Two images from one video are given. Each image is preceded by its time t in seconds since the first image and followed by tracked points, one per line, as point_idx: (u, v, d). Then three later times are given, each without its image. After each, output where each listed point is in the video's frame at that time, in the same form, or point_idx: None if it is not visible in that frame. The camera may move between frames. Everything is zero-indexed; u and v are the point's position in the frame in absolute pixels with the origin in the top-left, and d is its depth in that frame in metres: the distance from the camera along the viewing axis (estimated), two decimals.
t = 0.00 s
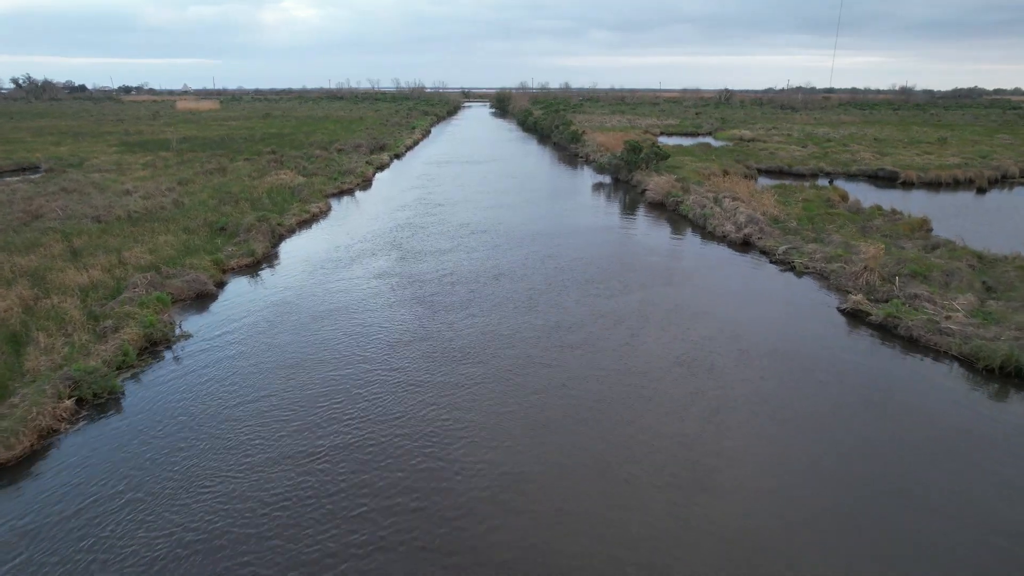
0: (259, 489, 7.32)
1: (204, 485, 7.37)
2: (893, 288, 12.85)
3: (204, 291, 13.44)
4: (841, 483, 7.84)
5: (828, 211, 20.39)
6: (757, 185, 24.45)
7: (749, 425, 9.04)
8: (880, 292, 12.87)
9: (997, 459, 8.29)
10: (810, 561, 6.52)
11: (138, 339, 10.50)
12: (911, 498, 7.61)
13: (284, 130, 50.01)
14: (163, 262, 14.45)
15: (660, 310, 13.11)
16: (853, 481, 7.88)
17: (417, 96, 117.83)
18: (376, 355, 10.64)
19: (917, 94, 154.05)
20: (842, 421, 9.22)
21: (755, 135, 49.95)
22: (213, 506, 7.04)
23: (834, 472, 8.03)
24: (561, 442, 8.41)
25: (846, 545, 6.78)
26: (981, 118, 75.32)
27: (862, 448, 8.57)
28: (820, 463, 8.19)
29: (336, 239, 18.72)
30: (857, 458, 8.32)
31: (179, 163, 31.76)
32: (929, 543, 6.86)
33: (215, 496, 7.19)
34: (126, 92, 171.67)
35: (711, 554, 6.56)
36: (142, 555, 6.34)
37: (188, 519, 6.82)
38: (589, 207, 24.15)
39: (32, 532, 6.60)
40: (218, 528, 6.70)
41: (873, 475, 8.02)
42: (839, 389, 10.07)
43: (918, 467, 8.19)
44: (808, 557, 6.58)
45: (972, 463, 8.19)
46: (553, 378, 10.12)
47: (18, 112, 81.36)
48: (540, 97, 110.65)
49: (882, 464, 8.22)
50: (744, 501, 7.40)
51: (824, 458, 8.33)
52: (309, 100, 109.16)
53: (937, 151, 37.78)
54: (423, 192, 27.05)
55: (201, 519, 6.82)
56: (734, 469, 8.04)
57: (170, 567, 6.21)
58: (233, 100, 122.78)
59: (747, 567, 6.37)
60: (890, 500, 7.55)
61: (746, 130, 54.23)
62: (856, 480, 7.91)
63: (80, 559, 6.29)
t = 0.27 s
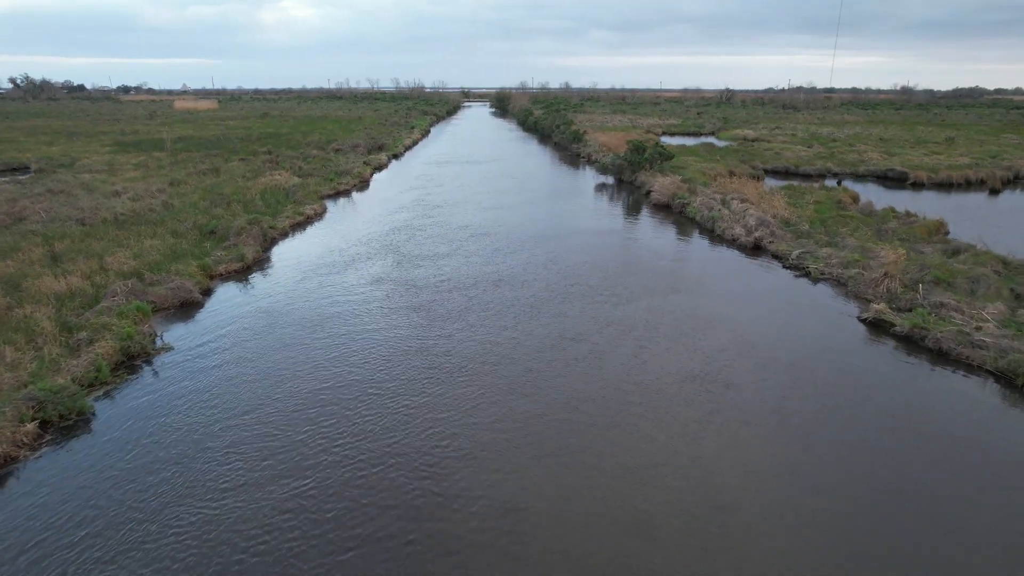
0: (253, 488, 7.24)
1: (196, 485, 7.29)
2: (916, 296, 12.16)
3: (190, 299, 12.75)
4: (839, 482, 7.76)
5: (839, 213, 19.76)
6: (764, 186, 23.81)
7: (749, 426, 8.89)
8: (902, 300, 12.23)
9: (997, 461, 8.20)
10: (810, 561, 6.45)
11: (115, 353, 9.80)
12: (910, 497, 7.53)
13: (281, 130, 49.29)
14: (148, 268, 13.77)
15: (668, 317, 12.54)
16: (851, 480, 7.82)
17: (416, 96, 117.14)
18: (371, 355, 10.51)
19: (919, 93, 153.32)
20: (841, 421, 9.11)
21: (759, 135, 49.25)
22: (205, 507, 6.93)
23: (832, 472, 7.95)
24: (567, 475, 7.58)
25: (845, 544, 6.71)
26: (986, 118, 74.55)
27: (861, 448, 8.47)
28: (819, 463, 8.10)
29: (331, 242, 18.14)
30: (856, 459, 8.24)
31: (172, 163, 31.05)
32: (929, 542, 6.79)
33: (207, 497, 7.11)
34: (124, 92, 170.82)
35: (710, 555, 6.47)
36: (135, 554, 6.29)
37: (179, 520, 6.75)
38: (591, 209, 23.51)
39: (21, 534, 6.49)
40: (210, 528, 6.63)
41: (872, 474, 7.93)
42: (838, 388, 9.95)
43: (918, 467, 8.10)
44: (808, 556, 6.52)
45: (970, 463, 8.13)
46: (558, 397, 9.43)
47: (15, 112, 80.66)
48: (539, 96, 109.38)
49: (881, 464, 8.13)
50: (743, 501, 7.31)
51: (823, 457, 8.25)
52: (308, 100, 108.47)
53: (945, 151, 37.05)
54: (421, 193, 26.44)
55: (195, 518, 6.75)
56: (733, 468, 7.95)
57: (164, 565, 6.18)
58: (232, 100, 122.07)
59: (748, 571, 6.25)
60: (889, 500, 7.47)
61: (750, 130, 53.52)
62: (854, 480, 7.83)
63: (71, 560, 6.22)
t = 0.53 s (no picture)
0: (246, 489, 7.15)
1: (186, 489, 7.15)
2: (942, 305, 11.46)
3: (173, 308, 12.05)
4: (839, 482, 7.67)
5: (851, 215, 19.12)
6: (773, 187, 23.13)
7: (748, 427, 8.73)
8: (927, 309, 11.55)
9: (996, 460, 8.12)
10: (810, 561, 6.36)
11: (86, 370, 9.12)
12: (909, 497, 7.44)
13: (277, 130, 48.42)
14: (130, 275, 13.08)
15: (677, 326, 11.93)
16: (851, 480, 7.72)
17: (415, 95, 116.18)
18: (364, 355, 10.35)
19: (921, 93, 152.62)
20: (840, 421, 8.99)
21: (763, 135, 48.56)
22: (197, 509, 6.82)
23: (832, 472, 7.85)
24: (578, 508, 6.92)
25: (846, 545, 6.62)
26: (989, 117, 73.87)
27: (860, 448, 8.35)
28: (818, 464, 7.99)
29: (325, 245, 17.49)
30: (856, 459, 8.13)
31: (164, 163, 30.26)
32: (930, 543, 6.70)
33: (197, 500, 6.97)
34: (122, 91, 169.71)
35: (712, 560, 6.32)
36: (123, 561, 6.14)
37: (170, 524, 6.62)
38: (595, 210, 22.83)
39: (3, 543, 6.29)
40: (198, 534, 6.47)
41: (872, 475, 7.83)
42: (837, 388, 9.81)
43: (917, 467, 8.01)
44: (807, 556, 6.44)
45: (969, 463, 8.04)
46: (564, 416, 8.79)
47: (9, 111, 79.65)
48: (540, 96, 109.46)
49: (881, 464, 8.03)
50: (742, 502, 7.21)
51: (822, 457, 8.13)
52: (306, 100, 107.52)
53: (954, 151, 36.32)
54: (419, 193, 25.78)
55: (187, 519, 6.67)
56: (732, 469, 7.82)
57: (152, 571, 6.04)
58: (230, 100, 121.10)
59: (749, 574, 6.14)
60: (889, 500, 7.38)
61: (753, 130, 52.82)
62: (854, 480, 7.73)
63: (56, 567, 6.05)
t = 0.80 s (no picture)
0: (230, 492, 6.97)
1: (168, 492, 6.99)
2: (972, 316, 10.74)
3: (154, 318, 11.35)
4: (840, 482, 7.44)
5: (864, 217, 18.44)
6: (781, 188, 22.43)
7: (750, 429, 8.42)
8: (956, 321, 10.85)
9: (998, 460, 7.91)
10: (810, 561, 6.16)
11: (53, 388, 8.47)
12: (910, 497, 7.22)
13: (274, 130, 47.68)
14: (110, 282, 12.39)
15: (687, 335, 11.30)
16: (852, 480, 7.49)
17: (415, 96, 115.18)
18: (356, 356, 10.15)
19: (923, 93, 151.84)
20: (841, 420, 8.75)
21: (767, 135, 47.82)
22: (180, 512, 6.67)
23: (832, 471, 7.62)
24: (587, 550, 6.21)
25: (845, 546, 6.41)
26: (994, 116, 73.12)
27: (861, 448, 8.11)
28: (818, 463, 7.75)
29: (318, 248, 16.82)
30: (857, 458, 7.90)
31: (156, 164, 29.54)
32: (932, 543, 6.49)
33: (178, 505, 6.78)
34: (120, 91, 168.90)
35: (708, 565, 6.08)
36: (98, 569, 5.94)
37: (150, 528, 6.43)
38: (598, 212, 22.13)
39: None
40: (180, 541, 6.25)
41: (873, 474, 7.59)
42: (837, 388, 9.54)
43: (917, 466, 7.79)
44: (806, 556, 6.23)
45: (972, 463, 7.82)
46: (569, 435, 8.19)
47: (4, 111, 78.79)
48: (540, 97, 108.72)
49: (882, 464, 7.80)
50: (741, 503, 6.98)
51: (822, 456, 7.90)
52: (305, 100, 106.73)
53: (963, 151, 35.60)
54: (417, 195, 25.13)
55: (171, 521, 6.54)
56: (731, 469, 7.58)
57: None
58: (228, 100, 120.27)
59: None
60: (890, 499, 7.16)
61: (757, 130, 52.09)
62: (855, 480, 7.50)
63: None
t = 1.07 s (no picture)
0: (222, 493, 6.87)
1: (162, 492, 6.91)
2: (1005, 326, 10.10)
3: (132, 330, 10.66)
4: (839, 481, 7.32)
5: (877, 220, 17.84)
6: (791, 189, 21.77)
7: (753, 430, 8.23)
8: (989, 332, 10.19)
9: (997, 460, 7.79)
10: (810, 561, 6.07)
11: (15, 409, 7.83)
12: (909, 496, 7.11)
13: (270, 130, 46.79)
14: (88, 290, 11.71)
15: (699, 344, 10.69)
16: (852, 479, 7.37)
17: (414, 96, 114.24)
18: (351, 357, 9.99)
19: (924, 93, 151.12)
20: (842, 419, 8.61)
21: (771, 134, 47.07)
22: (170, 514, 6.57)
23: (831, 471, 7.50)
24: None
25: (845, 546, 6.30)
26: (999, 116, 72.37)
27: (861, 447, 7.99)
28: (817, 463, 7.63)
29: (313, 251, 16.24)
30: (857, 458, 7.77)
31: (146, 164, 28.69)
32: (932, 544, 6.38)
33: (169, 510, 6.63)
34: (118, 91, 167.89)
35: (707, 569, 5.92)
36: None
37: (141, 530, 6.35)
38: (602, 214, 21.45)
39: None
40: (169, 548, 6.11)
41: (873, 474, 7.46)
42: (838, 388, 9.39)
43: (916, 465, 7.67)
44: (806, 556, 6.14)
45: (972, 463, 7.70)
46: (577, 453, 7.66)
47: None
48: (540, 97, 107.97)
49: (882, 464, 7.67)
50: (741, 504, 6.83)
51: (822, 456, 7.77)
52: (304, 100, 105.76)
53: (972, 151, 34.92)
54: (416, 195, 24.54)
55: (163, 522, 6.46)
56: (730, 468, 7.45)
57: None
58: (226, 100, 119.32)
59: None
60: (890, 498, 7.05)
61: (761, 129, 51.35)
62: (855, 480, 7.37)
63: None
